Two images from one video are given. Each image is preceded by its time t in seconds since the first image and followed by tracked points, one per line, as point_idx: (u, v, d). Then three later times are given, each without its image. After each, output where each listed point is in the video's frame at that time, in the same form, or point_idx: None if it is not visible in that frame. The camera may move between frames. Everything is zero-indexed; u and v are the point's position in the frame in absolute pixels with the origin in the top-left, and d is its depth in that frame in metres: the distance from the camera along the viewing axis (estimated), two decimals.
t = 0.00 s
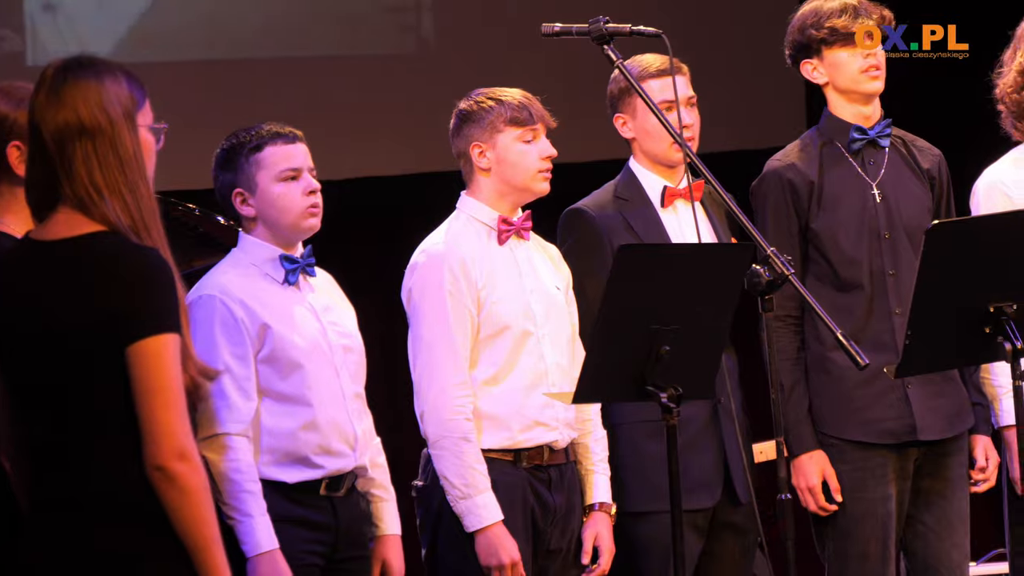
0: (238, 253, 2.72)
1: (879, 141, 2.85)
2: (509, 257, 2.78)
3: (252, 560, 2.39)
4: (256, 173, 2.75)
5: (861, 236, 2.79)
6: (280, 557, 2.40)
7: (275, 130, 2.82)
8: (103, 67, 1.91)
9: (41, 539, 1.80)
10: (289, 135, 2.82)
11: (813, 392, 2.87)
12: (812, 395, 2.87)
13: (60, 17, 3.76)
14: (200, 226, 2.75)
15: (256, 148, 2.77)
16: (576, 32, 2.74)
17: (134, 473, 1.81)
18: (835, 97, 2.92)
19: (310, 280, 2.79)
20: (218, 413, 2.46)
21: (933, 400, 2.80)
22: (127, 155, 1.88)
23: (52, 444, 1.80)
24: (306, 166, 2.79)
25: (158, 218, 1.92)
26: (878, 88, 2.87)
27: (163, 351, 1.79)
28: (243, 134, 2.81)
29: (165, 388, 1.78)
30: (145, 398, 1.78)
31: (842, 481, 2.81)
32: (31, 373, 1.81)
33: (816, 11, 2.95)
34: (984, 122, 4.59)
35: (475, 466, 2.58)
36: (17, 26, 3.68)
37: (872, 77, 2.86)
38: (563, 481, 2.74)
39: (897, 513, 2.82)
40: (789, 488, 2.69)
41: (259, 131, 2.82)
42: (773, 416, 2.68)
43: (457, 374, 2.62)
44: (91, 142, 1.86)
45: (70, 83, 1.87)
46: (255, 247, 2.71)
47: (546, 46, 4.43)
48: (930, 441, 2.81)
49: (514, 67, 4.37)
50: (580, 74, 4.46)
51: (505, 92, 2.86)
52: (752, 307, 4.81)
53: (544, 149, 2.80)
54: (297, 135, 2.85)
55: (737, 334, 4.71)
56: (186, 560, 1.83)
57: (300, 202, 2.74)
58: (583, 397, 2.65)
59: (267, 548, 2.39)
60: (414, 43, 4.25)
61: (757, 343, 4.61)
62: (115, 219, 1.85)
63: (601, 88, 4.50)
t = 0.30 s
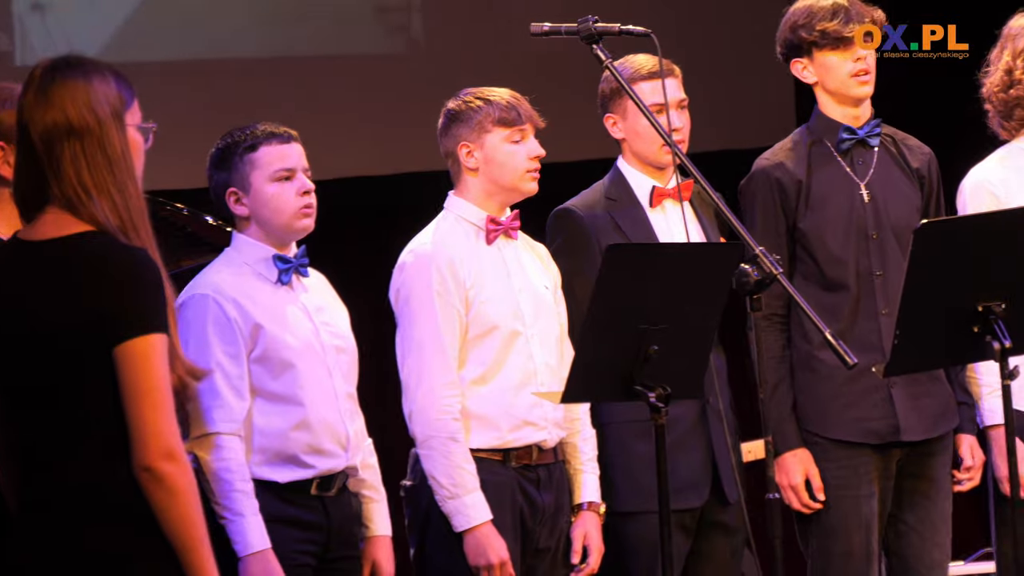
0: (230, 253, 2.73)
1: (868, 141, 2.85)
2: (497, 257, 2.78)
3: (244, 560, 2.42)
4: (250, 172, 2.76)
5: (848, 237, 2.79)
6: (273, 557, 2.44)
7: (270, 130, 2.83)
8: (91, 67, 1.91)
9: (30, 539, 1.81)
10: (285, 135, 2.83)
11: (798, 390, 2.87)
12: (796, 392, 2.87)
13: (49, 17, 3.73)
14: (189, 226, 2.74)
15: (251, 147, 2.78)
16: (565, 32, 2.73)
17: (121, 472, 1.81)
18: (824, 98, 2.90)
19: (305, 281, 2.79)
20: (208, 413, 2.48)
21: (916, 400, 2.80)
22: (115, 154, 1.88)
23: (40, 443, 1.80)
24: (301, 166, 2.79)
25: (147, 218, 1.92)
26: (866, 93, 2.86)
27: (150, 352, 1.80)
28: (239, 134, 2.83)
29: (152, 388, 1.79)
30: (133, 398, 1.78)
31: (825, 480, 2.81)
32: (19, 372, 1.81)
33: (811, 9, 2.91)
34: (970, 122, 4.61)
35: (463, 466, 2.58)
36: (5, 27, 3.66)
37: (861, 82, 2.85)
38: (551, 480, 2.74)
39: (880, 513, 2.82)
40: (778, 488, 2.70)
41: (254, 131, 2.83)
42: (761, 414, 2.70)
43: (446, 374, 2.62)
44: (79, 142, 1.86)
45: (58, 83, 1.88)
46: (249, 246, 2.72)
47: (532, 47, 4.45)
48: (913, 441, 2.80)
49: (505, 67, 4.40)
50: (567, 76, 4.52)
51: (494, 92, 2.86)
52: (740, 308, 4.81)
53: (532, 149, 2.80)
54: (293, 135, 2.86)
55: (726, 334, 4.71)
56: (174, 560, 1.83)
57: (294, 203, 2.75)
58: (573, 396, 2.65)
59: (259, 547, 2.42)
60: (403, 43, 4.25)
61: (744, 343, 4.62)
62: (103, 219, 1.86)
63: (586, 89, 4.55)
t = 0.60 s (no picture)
0: (216, 252, 2.73)
1: (848, 142, 2.84)
2: (480, 257, 2.78)
3: (220, 557, 2.42)
4: (234, 168, 2.77)
5: (826, 237, 2.79)
6: (249, 556, 2.44)
7: (252, 129, 2.83)
8: (70, 67, 1.92)
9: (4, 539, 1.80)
10: (267, 133, 2.84)
11: (773, 388, 2.89)
12: (772, 390, 2.89)
13: (31, 18, 3.61)
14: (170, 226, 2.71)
15: (233, 145, 2.79)
16: (547, 31, 2.74)
17: (101, 472, 1.83)
18: (804, 98, 2.90)
19: (290, 278, 2.80)
20: (188, 412, 2.49)
21: (892, 402, 2.83)
22: (94, 155, 1.88)
23: (16, 444, 1.80)
24: (284, 160, 2.80)
25: (126, 219, 1.93)
26: (845, 96, 2.86)
27: (131, 352, 1.81)
28: (220, 134, 2.83)
29: (132, 388, 1.81)
30: (114, 398, 1.80)
31: (799, 478, 2.84)
32: None
33: (793, 8, 2.90)
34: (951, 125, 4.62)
35: (446, 466, 2.58)
36: None
37: (840, 84, 2.85)
38: (534, 480, 2.73)
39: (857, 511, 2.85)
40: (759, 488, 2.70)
41: (235, 130, 2.84)
42: (742, 414, 2.67)
43: (428, 375, 2.62)
44: (58, 142, 1.87)
45: (37, 84, 1.88)
46: (234, 245, 2.73)
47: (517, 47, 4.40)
48: (888, 442, 2.84)
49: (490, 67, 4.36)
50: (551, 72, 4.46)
51: (476, 93, 2.85)
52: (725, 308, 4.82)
53: (515, 151, 2.80)
54: (274, 133, 2.87)
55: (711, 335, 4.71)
56: (155, 560, 1.85)
57: (278, 196, 2.75)
58: (555, 396, 2.65)
59: (237, 545, 2.42)
60: (386, 43, 4.21)
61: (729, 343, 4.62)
62: (82, 219, 1.86)
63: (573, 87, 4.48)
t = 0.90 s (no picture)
0: (204, 251, 2.76)
1: (830, 143, 2.84)
2: (466, 256, 2.77)
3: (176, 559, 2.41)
4: (221, 167, 2.80)
5: (805, 237, 2.80)
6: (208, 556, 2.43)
7: (241, 129, 2.87)
8: (54, 68, 1.91)
9: None
10: (256, 133, 2.88)
11: (752, 387, 2.89)
12: (751, 390, 2.90)
13: (14, 16, 3.61)
14: (153, 226, 2.66)
15: (221, 144, 2.83)
16: (532, 31, 2.73)
17: (87, 473, 1.83)
18: (787, 99, 2.89)
19: (279, 275, 2.81)
20: (176, 411, 2.50)
21: (873, 403, 2.84)
22: (77, 156, 1.88)
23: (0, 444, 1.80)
24: (272, 160, 2.84)
25: (110, 218, 1.93)
26: (827, 95, 2.85)
27: (115, 353, 1.82)
28: (210, 134, 2.87)
29: (117, 389, 1.81)
30: (99, 398, 1.80)
31: (777, 477, 2.85)
32: None
33: (772, 10, 2.90)
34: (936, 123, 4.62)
35: (430, 466, 2.58)
36: None
37: (822, 84, 2.83)
38: (517, 480, 2.73)
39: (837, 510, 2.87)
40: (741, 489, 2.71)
41: (224, 130, 2.87)
42: (724, 413, 2.69)
43: (413, 374, 2.61)
44: (42, 143, 1.87)
45: (21, 83, 1.88)
46: (222, 243, 2.77)
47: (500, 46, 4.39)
48: (868, 443, 2.85)
49: (475, 67, 4.35)
50: (537, 71, 4.46)
51: (461, 93, 2.84)
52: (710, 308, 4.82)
53: (499, 151, 2.79)
54: (264, 133, 2.91)
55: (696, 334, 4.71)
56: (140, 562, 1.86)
57: (264, 196, 2.79)
58: (538, 396, 2.65)
59: (193, 549, 2.41)
60: (369, 42, 4.19)
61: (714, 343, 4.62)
62: (66, 219, 1.86)
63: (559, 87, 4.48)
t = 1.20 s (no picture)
0: (172, 250, 2.73)
1: (792, 144, 2.84)
2: (432, 257, 2.75)
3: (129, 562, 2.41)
4: (190, 169, 2.77)
5: (769, 238, 2.80)
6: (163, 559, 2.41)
7: (210, 130, 2.84)
8: (15, 66, 1.92)
9: None
10: (225, 134, 2.84)
11: (717, 388, 2.88)
12: (716, 390, 2.89)
13: None
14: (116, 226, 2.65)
15: (191, 145, 2.79)
16: (495, 32, 2.75)
17: (52, 472, 1.85)
18: (748, 102, 2.91)
19: (247, 272, 2.79)
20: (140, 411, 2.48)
21: (837, 404, 2.83)
22: (39, 156, 1.90)
23: None
24: (242, 163, 2.81)
25: (71, 218, 1.95)
26: (788, 99, 2.86)
27: (79, 352, 1.84)
28: (179, 135, 2.83)
29: (80, 389, 1.84)
30: (63, 397, 1.83)
31: (743, 478, 2.84)
32: None
33: (733, 13, 2.91)
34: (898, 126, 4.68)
35: (395, 466, 2.57)
36: None
37: (782, 88, 2.85)
38: (482, 481, 2.72)
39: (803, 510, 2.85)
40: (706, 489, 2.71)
41: (194, 131, 2.83)
42: (688, 413, 2.68)
43: (377, 374, 2.60)
44: (3, 142, 1.88)
45: None
46: (191, 243, 2.73)
47: (463, 46, 4.37)
48: (832, 444, 2.84)
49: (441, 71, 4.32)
50: (502, 72, 4.45)
51: (425, 93, 2.84)
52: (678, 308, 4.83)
53: (463, 151, 2.79)
54: (233, 135, 2.87)
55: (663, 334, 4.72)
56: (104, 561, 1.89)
57: (234, 198, 2.76)
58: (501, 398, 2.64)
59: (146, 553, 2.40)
60: (333, 42, 4.16)
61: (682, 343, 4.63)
62: (27, 219, 1.88)
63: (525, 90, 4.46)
